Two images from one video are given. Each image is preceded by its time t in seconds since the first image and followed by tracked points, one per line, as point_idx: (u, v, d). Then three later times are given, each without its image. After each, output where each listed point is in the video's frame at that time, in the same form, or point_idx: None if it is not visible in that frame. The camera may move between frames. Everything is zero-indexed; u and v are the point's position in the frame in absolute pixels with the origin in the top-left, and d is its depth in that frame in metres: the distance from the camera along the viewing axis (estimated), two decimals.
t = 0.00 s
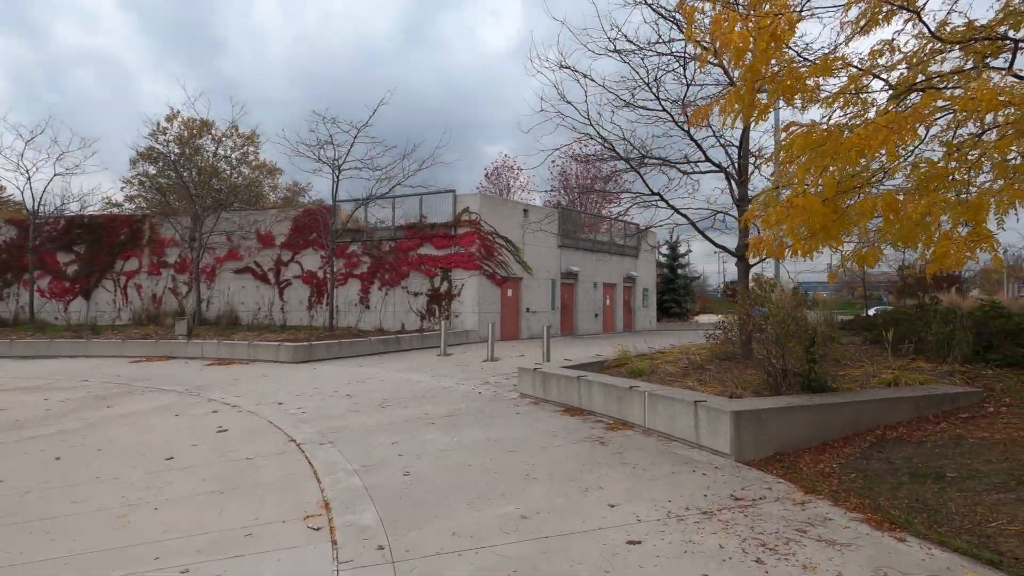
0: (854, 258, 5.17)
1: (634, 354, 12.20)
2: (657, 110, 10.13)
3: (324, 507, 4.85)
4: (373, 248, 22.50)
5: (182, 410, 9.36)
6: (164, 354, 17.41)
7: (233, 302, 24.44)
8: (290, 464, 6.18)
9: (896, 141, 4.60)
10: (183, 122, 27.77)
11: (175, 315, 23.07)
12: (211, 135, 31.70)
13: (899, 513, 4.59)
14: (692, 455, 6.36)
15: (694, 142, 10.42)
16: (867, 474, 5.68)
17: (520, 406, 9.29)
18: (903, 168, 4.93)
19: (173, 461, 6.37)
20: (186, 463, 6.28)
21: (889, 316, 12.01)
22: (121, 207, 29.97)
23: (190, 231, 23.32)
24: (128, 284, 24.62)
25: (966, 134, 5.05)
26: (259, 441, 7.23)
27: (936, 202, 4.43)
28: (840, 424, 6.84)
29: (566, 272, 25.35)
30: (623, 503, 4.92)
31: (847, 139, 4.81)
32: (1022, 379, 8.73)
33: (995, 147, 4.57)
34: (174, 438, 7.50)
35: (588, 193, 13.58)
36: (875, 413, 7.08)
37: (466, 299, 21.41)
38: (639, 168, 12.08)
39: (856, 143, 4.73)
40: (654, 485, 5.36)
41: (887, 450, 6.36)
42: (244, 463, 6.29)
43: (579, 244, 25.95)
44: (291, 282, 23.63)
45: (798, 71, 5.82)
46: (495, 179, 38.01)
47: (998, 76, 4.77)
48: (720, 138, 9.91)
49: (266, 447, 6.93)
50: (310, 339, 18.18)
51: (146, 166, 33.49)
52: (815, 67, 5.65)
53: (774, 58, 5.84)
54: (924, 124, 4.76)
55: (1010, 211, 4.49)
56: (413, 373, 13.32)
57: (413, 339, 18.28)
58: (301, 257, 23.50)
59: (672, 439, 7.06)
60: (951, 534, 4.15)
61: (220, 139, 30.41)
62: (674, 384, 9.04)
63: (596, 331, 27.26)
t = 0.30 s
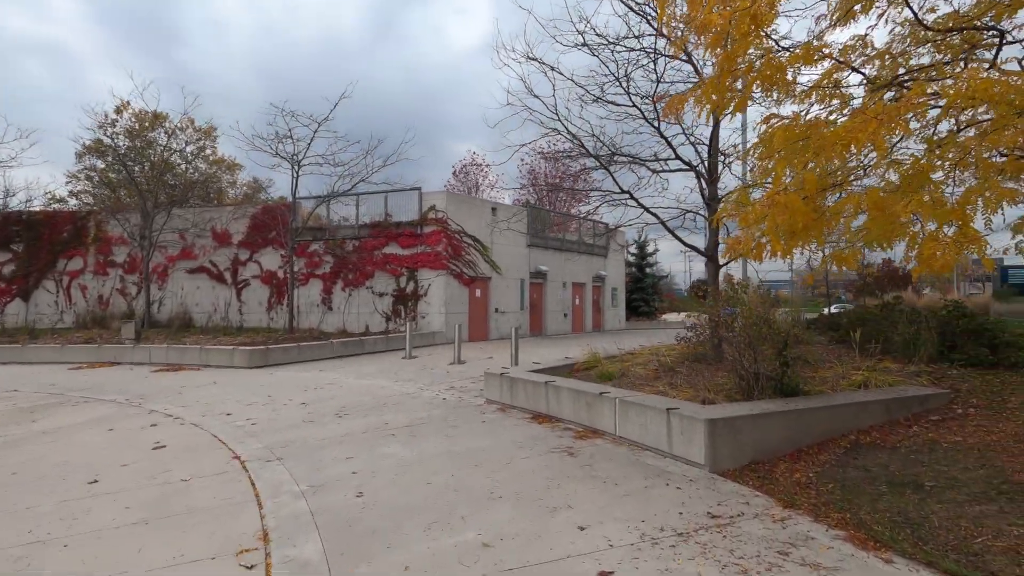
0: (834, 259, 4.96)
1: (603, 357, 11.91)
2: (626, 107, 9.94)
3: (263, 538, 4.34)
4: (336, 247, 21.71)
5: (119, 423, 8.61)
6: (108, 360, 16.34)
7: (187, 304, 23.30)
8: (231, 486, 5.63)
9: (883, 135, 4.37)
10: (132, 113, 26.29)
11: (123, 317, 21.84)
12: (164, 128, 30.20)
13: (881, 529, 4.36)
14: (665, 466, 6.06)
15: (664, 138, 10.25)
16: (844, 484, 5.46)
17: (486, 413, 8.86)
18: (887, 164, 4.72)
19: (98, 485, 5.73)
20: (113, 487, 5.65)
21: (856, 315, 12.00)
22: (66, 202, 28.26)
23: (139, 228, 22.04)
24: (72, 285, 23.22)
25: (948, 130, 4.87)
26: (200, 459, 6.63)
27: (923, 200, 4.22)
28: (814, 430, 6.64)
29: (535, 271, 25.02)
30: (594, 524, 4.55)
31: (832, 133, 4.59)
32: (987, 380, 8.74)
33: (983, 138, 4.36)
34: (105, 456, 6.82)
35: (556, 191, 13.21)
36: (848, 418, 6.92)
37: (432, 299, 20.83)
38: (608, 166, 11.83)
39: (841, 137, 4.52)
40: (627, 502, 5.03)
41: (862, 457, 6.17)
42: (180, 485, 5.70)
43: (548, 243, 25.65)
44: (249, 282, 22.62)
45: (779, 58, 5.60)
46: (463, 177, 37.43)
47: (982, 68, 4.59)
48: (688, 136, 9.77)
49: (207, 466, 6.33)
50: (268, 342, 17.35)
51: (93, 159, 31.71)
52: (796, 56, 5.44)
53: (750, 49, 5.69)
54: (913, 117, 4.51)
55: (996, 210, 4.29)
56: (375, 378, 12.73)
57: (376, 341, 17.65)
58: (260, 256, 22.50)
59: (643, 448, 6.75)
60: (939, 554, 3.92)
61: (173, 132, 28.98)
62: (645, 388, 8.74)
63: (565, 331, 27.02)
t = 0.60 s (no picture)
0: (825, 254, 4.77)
1: (577, 358, 11.63)
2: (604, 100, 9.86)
3: (207, 567, 3.85)
4: (300, 245, 20.92)
5: (54, 434, 7.87)
6: (51, 363, 15.25)
7: (140, 303, 22.13)
8: (175, 504, 5.09)
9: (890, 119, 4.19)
10: (82, 101, 24.82)
11: (70, 318, 20.58)
12: (117, 118, 28.70)
13: (875, 541, 4.14)
14: (646, 475, 5.76)
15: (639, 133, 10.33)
16: (831, 490, 5.24)
17: (457, 418, 8.44)
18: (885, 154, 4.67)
19: (21, 506, 5.10)
20: (38, 509, 5.04)
21: (828, 316, 12.01)
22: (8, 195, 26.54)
23: (87, 223, 20.77)
24: (14, 283, 21.88)
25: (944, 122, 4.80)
26: (142, 474, 6.02)
27: (922, 193, 4.07)
28: (797, 433, 6.46)
29: (506, 271, 24.67)
30: (576, 543, 4.20)
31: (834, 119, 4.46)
32: (958, 380, 8.77)
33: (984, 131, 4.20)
34: (33, 472, 6.14)
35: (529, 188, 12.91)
36: (830, 420, 6.77)
37: (401, 299, 20.23)
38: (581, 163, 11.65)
39: (841, 124, 4.41)
40: (609, 515, 4.71)
41: (846, 461, 6.00)
42: (115, 505, 5.13)
43: (520, 243, 25.34)
44: (208, 281, 21.58)
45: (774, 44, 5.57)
46: (434, 174, 36.82)
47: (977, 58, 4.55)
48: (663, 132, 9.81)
49: (149, 482, 5.75)
50: (227, 343, 16.50)
51: (40, 150, 29.92)
52: (791, 41, 5.42)
53: (735, 36, 5.80)
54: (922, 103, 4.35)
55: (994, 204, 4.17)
56: (340, 381, 12.14)
57: (342, 342, 16.98)
58: (219, 254, 21.48)
59: (623, 454, 6.45)
60: (938, 568, 3.72)
61: (127, 122, 27.56)
62: (622, 391, 8.46)
63: (537, 332, 26.73)
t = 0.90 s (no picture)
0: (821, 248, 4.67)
1: (554, 359, 11.30)
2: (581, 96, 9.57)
3: None
4: (264, 241, 20.08)
5: None
6: None
7: (91, 302, 20.92)
8: (112, 529, 4.53)
9: (909, 107, 4.08)
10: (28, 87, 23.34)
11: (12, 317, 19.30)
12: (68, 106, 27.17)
13: (878, 557, 3.92)
14: (631, 486, 5.45)
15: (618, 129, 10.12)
16: (823, 500, 5.02)
17: (429, 424, 7.99)
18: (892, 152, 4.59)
19: None
20: None
21: (803, 316, 11.97)
22: None
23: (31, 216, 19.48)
24: None
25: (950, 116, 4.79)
26: (78, 492, 5.42)
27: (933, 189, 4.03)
28: (783, 438, 6.26)
29: (479, 269, 24.23)
30: (562, 566, 3.85)
31: (846, 106, 4.36)
32: (934, 381, 8.77)
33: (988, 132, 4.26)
34: None
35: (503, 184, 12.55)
36: (815, 423, 6.60)
37: (370, 298, 19.59)
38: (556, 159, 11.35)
39: (853, 112, 4.28)
40: (595, 533, 4.37)
41: (833, 467, 5.82)
42: (43, 530, 4.54)
43: (492, 241, 24.93)
44: (165, 278, 20.52)
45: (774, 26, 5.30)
46: (405, 171, 36.09)
47: (988, 48, 4.52)
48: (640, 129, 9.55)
49: (84, 502, 5.15)
50: (184, 344, 15.63)
51: None
52: (796, 20, 5.14)
53: (734, 20, 5.57)
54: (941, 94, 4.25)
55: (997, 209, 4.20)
56: (305, 385, 11.54)
57: (308, 343, 16.28)
58: (177, 250, 20.44)
59: (605, 463, 6.14)
60: None
61: (78, 110, 26.08)
62: (602, 394, 8.15)
63: (509, 331, 26.36)
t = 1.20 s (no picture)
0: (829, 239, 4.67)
1: (535, 364, 10.94)
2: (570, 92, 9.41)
3: None
4: (236, 240, 19.36)
5: None
6: None
7: (49, 302, 19.89)
8: (43, 558, 4.01)
9: (936, 97, 4.10)
10: None
11: None
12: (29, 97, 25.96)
13: None
14: (623, 502, 5.10)
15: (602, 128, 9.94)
16: (825, 515, 4.76)
17: (405, 433, 7.54)
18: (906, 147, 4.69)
19: None
20: None
21: (787, 320, 11.83)
22: None
23: None
24: None
25: (959, 115, 4.90)
26: (10, 513, 4.86)
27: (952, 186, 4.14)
28: (779, 447, 6.02)
29: (459, 272, 23.79)
30: None
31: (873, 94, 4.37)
32: (921, 388, 8.63)
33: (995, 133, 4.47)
34: None
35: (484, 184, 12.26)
36: (809, 432, 6.37)
37: (346, 300, 19.00)
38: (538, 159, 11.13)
39: (882, 99, 4.28)
40: (587, 556, 4.01)
41: (831, 478, 5.59)
42: None
43: (472, 243, 24.52)
44: (128, 277, 19.60)
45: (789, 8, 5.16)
46: (383, 171, 35.44)
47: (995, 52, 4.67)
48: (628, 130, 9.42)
49: (16, 525, 4.60)
50: (146, 347, 14.85)
51: None
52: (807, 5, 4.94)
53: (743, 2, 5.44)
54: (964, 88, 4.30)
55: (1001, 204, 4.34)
56: (274, 391, 10.97)
57: (280, 346, 15.64)
58: (142, 248, 19.55)
59: (594, 476, 5.81)
60: None
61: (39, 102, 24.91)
62: (587, 401, 7.81)
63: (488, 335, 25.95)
